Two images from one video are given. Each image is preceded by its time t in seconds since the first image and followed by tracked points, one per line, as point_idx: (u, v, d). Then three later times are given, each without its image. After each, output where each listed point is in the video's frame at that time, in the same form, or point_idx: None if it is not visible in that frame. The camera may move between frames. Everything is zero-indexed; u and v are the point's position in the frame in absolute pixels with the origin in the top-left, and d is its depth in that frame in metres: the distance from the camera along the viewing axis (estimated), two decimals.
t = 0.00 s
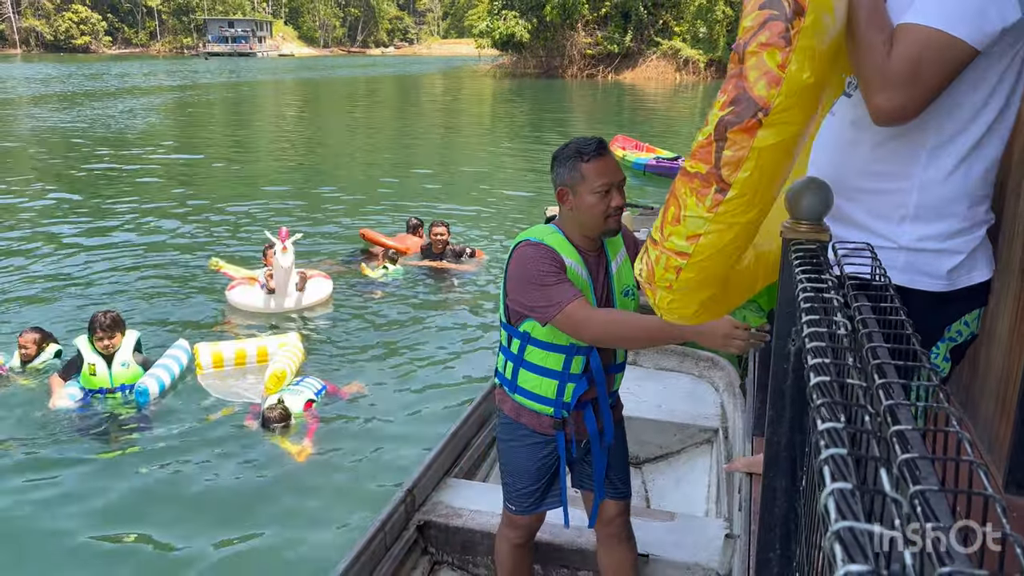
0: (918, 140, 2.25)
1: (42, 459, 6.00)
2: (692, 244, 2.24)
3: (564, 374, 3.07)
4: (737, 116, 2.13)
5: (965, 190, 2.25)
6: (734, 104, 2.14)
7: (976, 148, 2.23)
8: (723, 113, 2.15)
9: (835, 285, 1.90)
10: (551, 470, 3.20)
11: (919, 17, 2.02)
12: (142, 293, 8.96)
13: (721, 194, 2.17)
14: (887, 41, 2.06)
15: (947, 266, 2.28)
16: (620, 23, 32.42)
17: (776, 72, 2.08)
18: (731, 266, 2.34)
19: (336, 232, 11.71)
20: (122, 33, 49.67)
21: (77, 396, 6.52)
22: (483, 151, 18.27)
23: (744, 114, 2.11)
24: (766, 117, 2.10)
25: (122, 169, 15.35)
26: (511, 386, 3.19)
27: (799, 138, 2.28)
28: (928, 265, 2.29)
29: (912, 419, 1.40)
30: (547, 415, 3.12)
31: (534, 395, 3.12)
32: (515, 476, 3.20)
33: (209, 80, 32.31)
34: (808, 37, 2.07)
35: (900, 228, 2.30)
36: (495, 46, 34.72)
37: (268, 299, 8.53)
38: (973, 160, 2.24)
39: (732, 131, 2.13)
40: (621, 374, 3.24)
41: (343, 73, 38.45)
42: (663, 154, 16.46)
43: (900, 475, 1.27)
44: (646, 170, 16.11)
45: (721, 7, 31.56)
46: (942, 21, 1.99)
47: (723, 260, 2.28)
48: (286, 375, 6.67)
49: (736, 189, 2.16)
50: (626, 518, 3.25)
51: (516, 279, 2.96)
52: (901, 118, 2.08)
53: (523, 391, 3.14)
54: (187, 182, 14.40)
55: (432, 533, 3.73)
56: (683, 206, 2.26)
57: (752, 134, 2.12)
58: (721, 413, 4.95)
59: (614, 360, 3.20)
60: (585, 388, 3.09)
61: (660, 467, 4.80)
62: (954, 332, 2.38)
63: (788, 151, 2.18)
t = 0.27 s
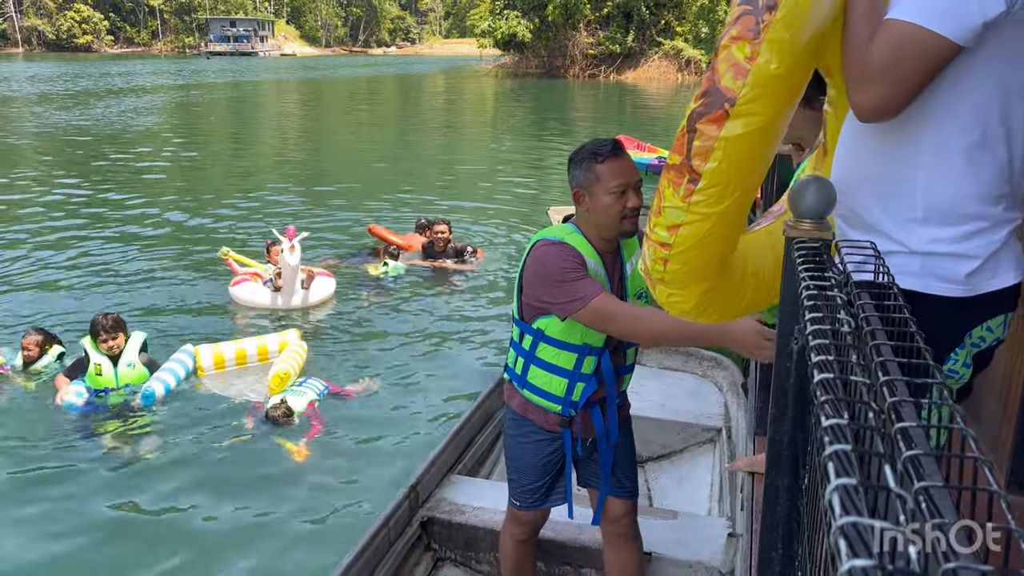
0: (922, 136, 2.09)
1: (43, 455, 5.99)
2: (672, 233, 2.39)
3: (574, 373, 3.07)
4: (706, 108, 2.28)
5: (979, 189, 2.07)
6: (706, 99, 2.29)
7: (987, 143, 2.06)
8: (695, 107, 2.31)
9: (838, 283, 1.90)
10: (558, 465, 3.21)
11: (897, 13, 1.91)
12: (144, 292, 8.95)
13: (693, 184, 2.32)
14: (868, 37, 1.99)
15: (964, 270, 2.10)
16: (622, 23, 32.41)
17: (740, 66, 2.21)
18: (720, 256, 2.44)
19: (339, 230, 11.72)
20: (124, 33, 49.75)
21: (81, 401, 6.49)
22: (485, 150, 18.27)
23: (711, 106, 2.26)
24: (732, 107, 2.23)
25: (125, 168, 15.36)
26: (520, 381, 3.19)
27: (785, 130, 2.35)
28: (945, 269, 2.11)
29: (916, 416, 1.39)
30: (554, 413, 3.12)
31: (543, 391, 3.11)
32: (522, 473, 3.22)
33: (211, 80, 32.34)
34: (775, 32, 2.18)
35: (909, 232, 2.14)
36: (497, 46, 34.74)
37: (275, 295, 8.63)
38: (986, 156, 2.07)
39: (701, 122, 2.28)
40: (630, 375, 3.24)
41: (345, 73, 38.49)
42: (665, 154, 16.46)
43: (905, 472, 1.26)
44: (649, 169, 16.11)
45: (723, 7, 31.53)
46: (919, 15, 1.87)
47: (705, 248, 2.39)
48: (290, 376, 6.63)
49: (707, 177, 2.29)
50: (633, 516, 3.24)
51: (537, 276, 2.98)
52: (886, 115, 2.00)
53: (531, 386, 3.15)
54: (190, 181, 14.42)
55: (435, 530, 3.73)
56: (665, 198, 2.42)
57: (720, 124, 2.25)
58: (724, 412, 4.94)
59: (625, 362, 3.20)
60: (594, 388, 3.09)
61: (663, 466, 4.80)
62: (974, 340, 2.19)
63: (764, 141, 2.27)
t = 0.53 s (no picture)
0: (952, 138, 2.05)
1: (43, 452, 6.00)
2: (683, 221, 2.52)
3: (589, 375, 3.09)
4: (723, 101, 2.39)
5: (1002, 194, 2.02)
6: (723, 93, 2.40)
7: (1013, 149, 2.02)
8: (712, 99, 2.43)
9: (839, 283, 1.90)
10: (564, 464, 3.22)
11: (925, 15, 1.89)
12: (145, 290, 8.96)
13: (705, 175, 2.45)
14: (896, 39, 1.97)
15: (980, 275, 2.04)
16: (623, 23, 32.39)
17: (757, 64, 2.32)
18: (730, 245, 2.55)
19: (339, 230, 11.73)
20: (125, 32, 49.80)
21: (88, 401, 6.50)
22: (486, 150, 18.26)
23: (728, 100, 2.38)
24: (746, 103, 2.34)
25: (126, 167, 15.38)
26: (532, 380, 3.18)
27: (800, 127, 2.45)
28: (961, 273, 2.06)
29: (916, 417, 1.39)
30: (565, 413, 3.14)
31: (556, 391, 3.12)
32: (527, 471, 3.22)
33: (212, 79, 32.36)
34: (795, 32, 2.28)
35: (925, 233, 2.11)
36: (497, 45, 34.72)
37: (281, 295, 8.62)
38: (1011, 161, 2.02)
39: (717, 114, 2.39)
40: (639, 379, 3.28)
41: (346, 72, 38.51)
42: (666, 154, 16.46)
43: (905, 473, 1.26)
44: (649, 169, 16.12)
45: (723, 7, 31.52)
46: (946, 18, 1.85)
47: (715, 236, 2.52)
48: (292, 375, 6.51)
49: (718, 168, 2.41)
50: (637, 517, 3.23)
51: (560, 278, 2.97)
52: (909, 117, 1.97)
53: (544, 386, 3.14)
54: (190, 180, 14.44)
55: (437, 526, 3.73)
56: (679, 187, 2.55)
57: (734, 117, 2.37)
58: (725, 413, 4.95)
59: (636, 366, 3.23)
60: (607, 391, 3.12)
61: (663, 467, 4.81)
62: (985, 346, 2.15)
63: (777, 136, 2.38)
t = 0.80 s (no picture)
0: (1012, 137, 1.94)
1: (42, 450, 5.99)
2: (719, 206, 2.42)
3: (594, 376, 3.09)
4: (769, 83, 2.28)
5: None
6: (770, 73, 2.29)
7: None
8: (757, 81, 2.31)
9: (838, 283, 1.90)
10: (564, 461, 3.23)
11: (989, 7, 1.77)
12: (143, 289, 8.94)
13: (745, 158, 2.33)
14: (954, 31, 1.85)
15: None
16: (622, 23, 32.40)
17: (808, 46, 2.20)
18: (766, 237, 2.42)
19: (338, 229, 11.74)
20: (124, 32, 49.80)
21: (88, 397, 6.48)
22: (484, 150, 18.27)
23: (775, 81, 2.26)
24: (794, 85, 2.22)
25: (124, 167, 15.36)
26: (536, 377, 3.19)
27: (846, 118, 2.33)
28: None
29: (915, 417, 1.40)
30: (568, 412, 3.15)
31: (560, 390, 3.13)
32: (528, 468, 3.23)
33: (211, 79, 32.35)
34: (848, 15, 2.17)
35: (993, 238, 1.95)
36: (497, 46, 34.76)
37: (284, 293, 8.62)
38: None
39: (761, 96, 2.28)
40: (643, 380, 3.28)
41: (345, 72, 38.52)
42: (665, 154, 16.49)
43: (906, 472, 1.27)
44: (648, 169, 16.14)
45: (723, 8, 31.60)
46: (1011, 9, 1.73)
47: (751, 226, 2.39)
48: (295, 372, 6.79)
49: (760, 152, 2.29)
50: (636, 514, 3.23)
51: (572, 279, 2.96)
52: (969, 114, 1.85)
53: (548, 383, 3.15)
54: (190, 180, 14.46)
55: (438, 522, 3.73)
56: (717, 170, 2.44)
57: (780, 100, 2.25)
58: (725, 415, 4.95)
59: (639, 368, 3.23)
60: (611, 391, 3.12)
61: (663, 467, 4.81)
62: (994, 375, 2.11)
63: (824, 124, 2.25)
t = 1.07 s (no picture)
0: None
1: (41, 450, 5.99)
2: (723, 187, 2.41)
3: (592, 377, 3.09)
4: (785, 65, 2.26)
5: None
6: (787, 55, 2.27)
7: None
8: (773, 62, 2.30)
9: (838, 284, 1.89)
10: (564, 459, 3.23)
11: None
12: (142, 290, 8.94)
13: (752, 139, 2.32)
14: (991, 24, 1.84)
15: None
16: (621, 24, 32.41)
17: (828, 31, 2.18)
18: (768, 222, 2.42)
19: (337, 229, 11.75)
20: (123, 33, 49.81)
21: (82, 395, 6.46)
22: (483, 151, 18.27)
23: (790, 64, 2.25)
24: (809, 70, 2.21)
25: (123, 167, 15.36)
26: (536, 374, 3.20)
27: (860, 107, 2.31)
28: None
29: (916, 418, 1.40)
30: (566, 411, 3.16)
31: (558, 389, 3.13)
32: (529, 466, 3.24)
33: (209, 79, 32.35)
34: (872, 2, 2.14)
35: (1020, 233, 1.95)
36: (495, 47, 34.78)
37: (289, 293, 8.61)
38: None
39: (775, 77, 2.26)
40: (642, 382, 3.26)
41: (344, 73, 38.54)
42: (663, 155, 16.51)
43: (906, 472, 1.27)
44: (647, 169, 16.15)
45: (721, 9, 31.62)
46: None
47: (754, 209, 2.39)
48: (298, 371, 6.87)
49: (768, 135, 2.28)
50: (637, 513, 3.23)
51: (573, 283, 2.96)
52: (1006, 106, 1.85)
53: (547, 382, 3.16)
54: (188, 180, 14.47)
55: (439, 522, 3.73)
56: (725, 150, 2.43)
57: (792, 84, 2.24)
58: (726, 415, 4.95)
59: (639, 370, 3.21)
60: (609, 393, 3.12)
61: (663, 466, 4.81)
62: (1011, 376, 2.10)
63: (835, 111, 2.24)
